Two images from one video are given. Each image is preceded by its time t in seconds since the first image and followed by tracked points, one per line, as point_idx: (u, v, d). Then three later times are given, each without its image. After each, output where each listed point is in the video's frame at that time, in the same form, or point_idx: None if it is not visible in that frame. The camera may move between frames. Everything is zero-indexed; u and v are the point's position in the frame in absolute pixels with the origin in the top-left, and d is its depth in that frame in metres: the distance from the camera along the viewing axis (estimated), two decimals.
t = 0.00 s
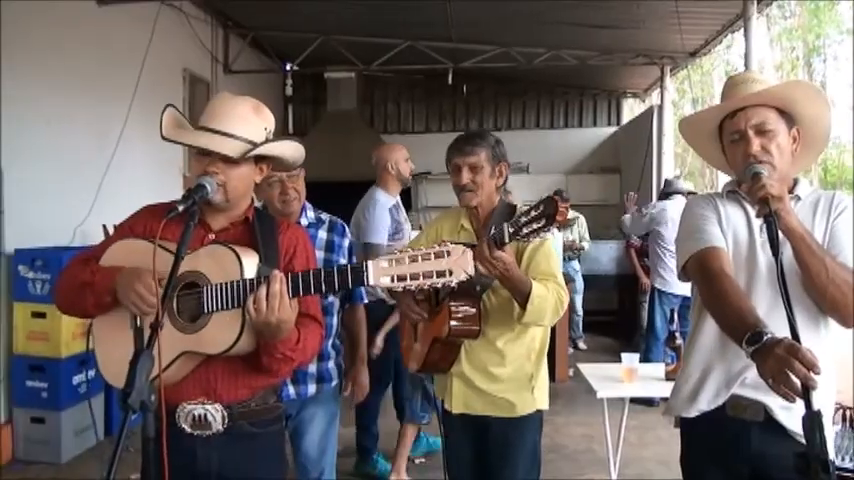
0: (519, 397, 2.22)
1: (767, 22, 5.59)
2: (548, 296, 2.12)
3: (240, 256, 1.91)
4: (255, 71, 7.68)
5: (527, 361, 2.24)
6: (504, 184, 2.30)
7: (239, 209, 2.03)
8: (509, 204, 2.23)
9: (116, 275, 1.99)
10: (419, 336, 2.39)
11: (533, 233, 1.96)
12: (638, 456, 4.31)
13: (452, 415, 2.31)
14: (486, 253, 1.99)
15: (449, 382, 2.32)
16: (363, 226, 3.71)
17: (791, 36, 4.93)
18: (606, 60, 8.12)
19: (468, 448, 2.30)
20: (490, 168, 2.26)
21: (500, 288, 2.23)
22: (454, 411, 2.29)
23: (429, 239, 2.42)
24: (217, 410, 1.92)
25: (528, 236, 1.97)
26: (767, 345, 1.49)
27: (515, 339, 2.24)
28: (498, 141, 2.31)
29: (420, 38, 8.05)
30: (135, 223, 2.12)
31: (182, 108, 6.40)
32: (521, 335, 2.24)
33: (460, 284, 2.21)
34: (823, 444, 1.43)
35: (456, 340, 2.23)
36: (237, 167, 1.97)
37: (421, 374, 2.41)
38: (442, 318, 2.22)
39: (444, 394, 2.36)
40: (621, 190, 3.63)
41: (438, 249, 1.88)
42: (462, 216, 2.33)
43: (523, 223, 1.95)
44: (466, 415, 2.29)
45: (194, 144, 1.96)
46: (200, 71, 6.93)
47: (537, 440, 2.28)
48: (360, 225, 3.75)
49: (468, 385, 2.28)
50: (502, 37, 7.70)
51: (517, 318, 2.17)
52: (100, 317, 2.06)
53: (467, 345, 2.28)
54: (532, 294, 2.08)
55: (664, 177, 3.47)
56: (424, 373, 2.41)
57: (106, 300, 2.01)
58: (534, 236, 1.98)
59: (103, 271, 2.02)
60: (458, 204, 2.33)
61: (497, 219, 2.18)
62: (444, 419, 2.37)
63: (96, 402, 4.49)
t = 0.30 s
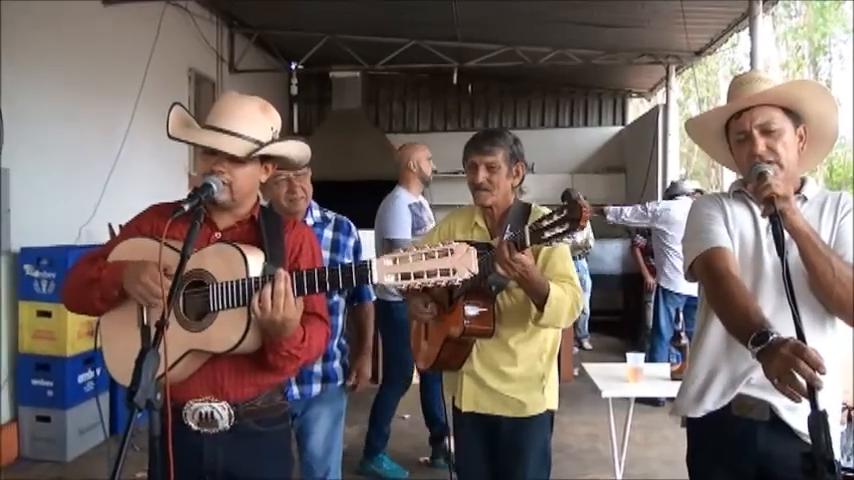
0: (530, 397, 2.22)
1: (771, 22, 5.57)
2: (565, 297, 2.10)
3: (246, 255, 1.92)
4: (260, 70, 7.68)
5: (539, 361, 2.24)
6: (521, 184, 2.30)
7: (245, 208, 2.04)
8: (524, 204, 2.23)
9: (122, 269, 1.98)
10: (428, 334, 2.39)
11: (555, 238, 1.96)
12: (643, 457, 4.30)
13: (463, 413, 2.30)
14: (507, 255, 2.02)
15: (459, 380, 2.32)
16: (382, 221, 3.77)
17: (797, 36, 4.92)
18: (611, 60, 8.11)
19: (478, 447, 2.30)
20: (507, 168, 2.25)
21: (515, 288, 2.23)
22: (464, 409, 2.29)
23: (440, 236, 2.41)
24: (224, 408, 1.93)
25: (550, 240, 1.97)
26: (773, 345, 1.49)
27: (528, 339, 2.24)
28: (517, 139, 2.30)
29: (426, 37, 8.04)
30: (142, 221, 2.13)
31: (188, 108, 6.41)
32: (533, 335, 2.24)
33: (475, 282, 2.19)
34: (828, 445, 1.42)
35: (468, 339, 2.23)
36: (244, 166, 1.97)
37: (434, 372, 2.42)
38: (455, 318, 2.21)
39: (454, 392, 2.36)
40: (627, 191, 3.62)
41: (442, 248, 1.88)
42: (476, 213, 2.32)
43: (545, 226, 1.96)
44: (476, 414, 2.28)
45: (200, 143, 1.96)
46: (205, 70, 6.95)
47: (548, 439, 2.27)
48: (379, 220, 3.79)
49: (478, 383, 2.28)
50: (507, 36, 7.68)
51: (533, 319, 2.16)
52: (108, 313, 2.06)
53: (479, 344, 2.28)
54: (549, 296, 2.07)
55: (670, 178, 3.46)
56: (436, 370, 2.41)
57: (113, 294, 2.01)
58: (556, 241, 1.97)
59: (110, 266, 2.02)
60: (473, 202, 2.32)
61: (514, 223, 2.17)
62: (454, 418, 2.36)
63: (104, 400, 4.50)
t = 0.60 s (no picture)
0: (540, 396, 2.21)
1: (778, 21, 5.55)
2: (580, 300, 2.07)
3: (251, 257, 1.91)
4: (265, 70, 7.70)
5: (549, 361, 2.23)
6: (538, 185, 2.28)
7: (250, 208, 2.03)
8: (540, 204, 2.21)
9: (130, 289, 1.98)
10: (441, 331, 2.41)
11: (573, 245, 1.86)
12: (649, 457, 4.29)
13: (472, 410, 2.32)
14: (523, 258, 1.96)
15: (469, 377, 2.33)
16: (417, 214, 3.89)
17: (803, 35, 4.91)
18: (618, 60, 8.09)
19: (486, 446, 2.30)
20: (525, 169, 2.23)
21: (529, 290, 2.22)
22: (474, 407, 2.30)
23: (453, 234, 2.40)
24: (230, 407, 1.93)
25: (566, 246, 1.88)
26: (779, 345, 1.48)
27: (538, 340, 2.23)
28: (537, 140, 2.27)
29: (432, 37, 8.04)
30: (148, 223, 2.12)
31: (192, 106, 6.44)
32: (543, 336, 2.23)
33: (487, 283, 2.19)
34: (834, 445, 1.42)
35: (479, 338, 2.24)
36: (249, 165, 1.97)
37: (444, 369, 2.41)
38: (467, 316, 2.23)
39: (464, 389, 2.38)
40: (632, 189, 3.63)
41: (447, 250, 1.89)
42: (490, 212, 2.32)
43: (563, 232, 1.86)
44: (486, 411, 2.29)
45: (206, 142, 1.96)
46: (210, 70, 6.97)
47: (558, 439, 2.26)
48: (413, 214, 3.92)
49: (488, 381, 2.28)
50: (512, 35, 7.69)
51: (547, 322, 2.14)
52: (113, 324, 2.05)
53: (490, 342, 2.29)
54: (564, 298, 2.04)
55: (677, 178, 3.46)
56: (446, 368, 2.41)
57: (115, 311, 2.00)
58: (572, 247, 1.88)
59: (118, 281, 2.01)
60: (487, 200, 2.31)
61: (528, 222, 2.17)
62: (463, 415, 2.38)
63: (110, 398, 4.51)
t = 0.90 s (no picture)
0: (560, 404, 2.10)
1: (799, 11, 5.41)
2: (606, 302, 1.97)
3: (256, 255, 1.81)
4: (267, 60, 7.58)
5: (572, 367, 2.11)
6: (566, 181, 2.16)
7: (254, 205, 1.92)
8: (565, 201, 2.10)
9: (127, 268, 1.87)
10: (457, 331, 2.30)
11: (599, 243, 1.79)
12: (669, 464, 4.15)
13: (489, 416, 2.20)
14: (550, 256, 1.86)
15: (487, 381, 2.21)
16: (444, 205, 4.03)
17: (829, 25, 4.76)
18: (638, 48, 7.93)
19: (504, 455, 2.18)
20: (552, 165, 2.11)
21: (552, 291, 2.10)
22: (490, 413, 2.18)
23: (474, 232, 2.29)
24: (233, 413, 1.83)
25: (593, 245, 1.81)
26: (813, 350, 1.36)
27: (560, 344, 2.11)
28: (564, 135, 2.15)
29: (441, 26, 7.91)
30: (147, 220, 2.02)
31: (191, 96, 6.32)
32: (566, 341, 2.11)
33: (506, 281, 2.08)
34: None
35: (499, 339, 2.14)
36: (255, 160, 1.86)
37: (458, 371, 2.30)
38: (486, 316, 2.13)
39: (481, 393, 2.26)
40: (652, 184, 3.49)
41: (461, 250, 1.79)
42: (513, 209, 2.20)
43: (590, 227, 1.79)
44: (503, 418, 2.17)
45: (206, 136, 1.85)
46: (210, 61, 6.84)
47: (579, 450, 2.15)
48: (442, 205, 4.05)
49: (507, 386, 2.16)
50: (522, 25, 7.54)
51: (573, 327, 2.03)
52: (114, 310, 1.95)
53: (510, 344, 2.17)
54: (591, 300, 1.94)
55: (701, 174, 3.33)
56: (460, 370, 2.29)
57: (119, 291, 1.90)
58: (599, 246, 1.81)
59: (117, 262, 1.91)
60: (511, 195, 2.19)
61: (552, 220, 2.06)
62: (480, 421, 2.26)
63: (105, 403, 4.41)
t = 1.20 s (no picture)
0: (605, 419, 1.92)
1: None
2: (658, 311, 1.79)
3: (273, 256, 1.64)
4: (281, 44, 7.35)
5: (618, 378, 1.93)
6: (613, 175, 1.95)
7: (271, 201, 1.73)
8: (610, 198, 1.91)
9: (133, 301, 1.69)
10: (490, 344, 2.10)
11: (655, 248, 1.59)
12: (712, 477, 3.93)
13: (526, 432, 2.02)
14: (597, 262, 1.68)
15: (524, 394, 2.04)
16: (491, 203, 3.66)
17: None
18: (688, 29, 7.63)
19: (543, 474, 2.01)
20: (599, 158, 1.90)
21: (598, 297, 1.91)
22: (528, 428, 2.01)
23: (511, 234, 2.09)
24: (247, 426, 1.65)
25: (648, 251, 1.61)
26: None
27: (606, 355, 1.92)
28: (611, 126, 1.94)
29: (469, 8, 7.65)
30: (158, 217, 1.83)
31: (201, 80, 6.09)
32: (612, 351, 1.92)
33: (551, 289, 1.88)
34: None
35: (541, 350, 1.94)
36: (271, 153, 1.68)
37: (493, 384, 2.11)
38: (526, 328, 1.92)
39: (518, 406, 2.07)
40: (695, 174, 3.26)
41: (493, 250, 1.61)
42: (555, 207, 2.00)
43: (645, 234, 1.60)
44: (541, 434, 2.00)
45: (220, 128, 1.67)
46: (221, 44, 6.61)
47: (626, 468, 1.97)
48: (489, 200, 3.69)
49: (546, 399, 1.99)
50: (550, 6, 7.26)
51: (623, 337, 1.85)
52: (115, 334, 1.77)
53: (551, 355, 1.98)
54: (641, 310, 1.77)
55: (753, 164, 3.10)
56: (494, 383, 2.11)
57: (118, 323, 1.72)
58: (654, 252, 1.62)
59: (119, 288, 1.73)
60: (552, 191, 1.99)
61: (597, 221, 1.87)
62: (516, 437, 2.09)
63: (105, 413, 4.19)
